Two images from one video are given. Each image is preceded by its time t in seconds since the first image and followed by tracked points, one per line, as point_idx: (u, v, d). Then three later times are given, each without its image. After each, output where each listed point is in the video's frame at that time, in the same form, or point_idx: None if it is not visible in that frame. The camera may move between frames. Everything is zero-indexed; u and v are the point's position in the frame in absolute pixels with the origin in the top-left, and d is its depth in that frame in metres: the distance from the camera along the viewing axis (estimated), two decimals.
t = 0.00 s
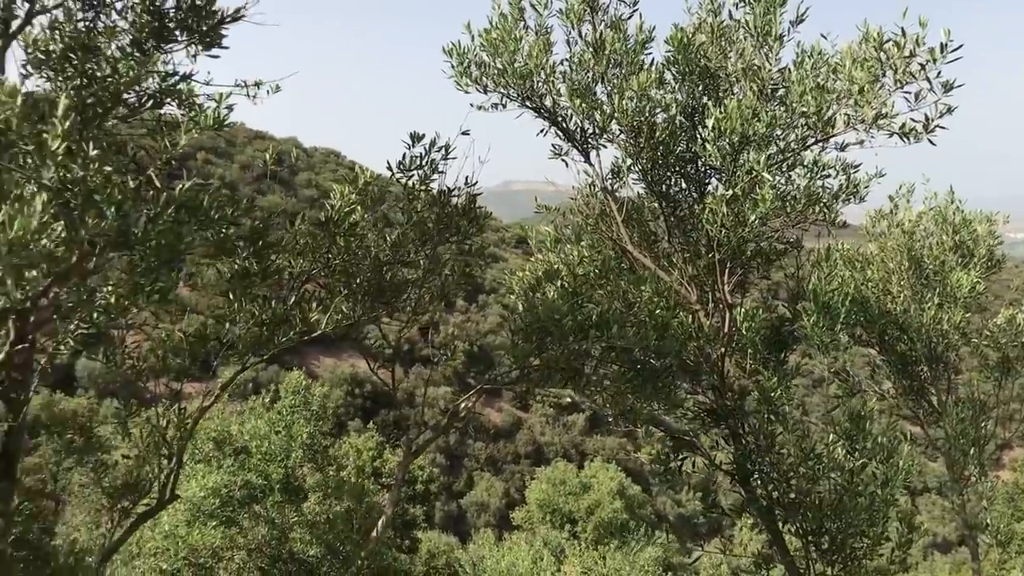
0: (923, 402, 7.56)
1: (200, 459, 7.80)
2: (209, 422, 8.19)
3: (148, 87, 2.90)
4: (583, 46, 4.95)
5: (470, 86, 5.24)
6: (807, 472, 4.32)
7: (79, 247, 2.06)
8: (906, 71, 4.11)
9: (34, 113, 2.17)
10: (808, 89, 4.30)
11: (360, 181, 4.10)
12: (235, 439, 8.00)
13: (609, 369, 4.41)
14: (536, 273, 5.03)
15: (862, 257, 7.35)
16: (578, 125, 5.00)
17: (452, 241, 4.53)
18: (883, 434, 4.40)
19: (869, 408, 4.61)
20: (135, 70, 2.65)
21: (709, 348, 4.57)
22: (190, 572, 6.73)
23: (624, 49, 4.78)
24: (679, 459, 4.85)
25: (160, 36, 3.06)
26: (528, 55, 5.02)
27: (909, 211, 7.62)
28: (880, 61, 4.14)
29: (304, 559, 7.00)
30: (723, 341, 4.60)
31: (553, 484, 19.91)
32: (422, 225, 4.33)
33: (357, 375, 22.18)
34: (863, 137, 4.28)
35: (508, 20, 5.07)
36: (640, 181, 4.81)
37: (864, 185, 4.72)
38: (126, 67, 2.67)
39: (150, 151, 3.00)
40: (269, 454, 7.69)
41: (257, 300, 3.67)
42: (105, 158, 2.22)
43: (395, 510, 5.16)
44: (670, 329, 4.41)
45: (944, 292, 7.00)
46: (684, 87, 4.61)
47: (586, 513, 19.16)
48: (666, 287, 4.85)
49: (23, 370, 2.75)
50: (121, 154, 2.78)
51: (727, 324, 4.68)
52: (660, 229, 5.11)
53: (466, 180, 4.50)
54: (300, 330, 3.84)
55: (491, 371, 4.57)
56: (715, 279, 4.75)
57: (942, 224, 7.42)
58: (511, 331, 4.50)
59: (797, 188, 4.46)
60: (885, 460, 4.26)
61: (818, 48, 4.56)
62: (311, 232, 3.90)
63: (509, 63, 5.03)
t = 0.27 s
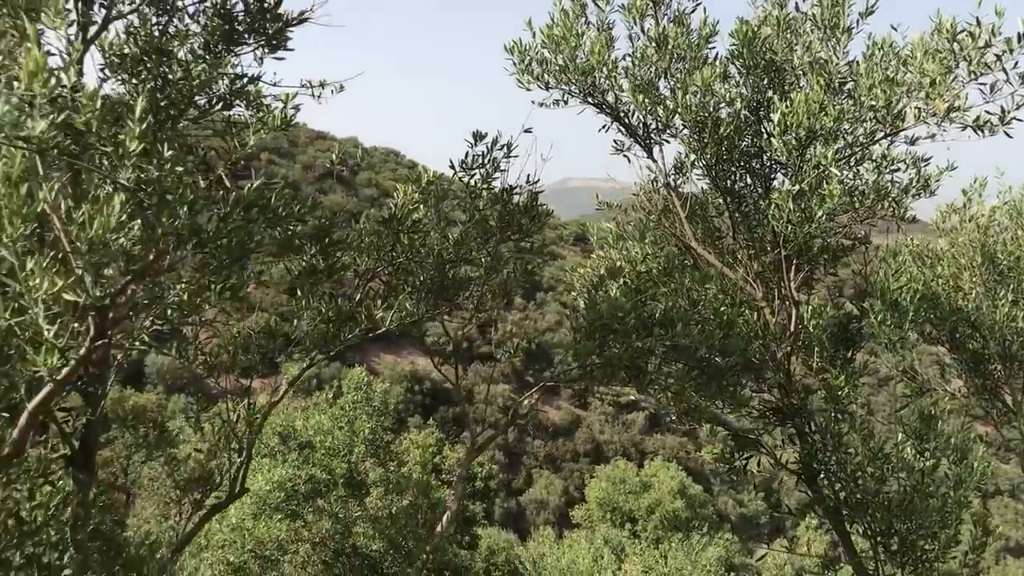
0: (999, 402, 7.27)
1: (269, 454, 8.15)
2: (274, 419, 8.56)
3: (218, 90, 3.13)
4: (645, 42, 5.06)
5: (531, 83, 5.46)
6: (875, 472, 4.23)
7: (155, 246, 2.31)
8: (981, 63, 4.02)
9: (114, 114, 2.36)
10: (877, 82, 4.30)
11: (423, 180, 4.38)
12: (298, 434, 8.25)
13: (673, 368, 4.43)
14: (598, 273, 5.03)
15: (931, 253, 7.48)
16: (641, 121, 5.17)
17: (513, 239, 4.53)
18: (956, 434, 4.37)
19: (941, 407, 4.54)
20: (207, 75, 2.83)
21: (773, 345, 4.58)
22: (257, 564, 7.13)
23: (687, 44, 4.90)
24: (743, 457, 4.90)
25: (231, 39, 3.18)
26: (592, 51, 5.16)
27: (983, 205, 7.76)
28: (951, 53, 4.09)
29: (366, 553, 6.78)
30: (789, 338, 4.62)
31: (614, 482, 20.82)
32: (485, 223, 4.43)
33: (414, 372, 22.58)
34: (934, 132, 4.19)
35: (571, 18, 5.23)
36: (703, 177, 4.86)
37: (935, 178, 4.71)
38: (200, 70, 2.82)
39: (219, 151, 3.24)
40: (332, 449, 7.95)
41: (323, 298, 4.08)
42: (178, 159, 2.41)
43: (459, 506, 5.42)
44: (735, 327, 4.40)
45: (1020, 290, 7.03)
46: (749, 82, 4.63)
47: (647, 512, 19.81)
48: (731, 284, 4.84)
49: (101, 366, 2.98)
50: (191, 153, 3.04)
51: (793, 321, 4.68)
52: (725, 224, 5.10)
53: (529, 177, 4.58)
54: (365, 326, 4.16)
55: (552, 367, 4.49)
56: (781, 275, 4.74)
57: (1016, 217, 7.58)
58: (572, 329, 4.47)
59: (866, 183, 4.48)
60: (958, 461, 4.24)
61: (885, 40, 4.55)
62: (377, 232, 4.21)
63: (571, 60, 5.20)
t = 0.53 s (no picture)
0: None
1: (324, 448, 8.56)
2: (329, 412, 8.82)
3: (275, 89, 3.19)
4: (701, 36, 5.16)
5: (585, 78, 5.52)
6: (937, 473, 4.20)
7: (218, 242, 2.42)
8: None
9: (176, 112, 2.50)
10: (940, 75, 4.29)
11: (476, 177, 4.55)
12: (352, 429, 8.52)
13: (728, 365, 4.50)
14: (653, 269, 5.01)
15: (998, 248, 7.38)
16: (697, 115, 5.22)
17: (568, 234, 4.69)
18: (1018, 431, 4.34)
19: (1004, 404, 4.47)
20: (266, 74, 2.93)
21: (830, 343, 4.44)
22: (311, 556, 7.49)
23: (744, 37, 4.94)
24: (799, 456, 4.83)
25: (290, 38, 3.27)
26: (646, 45, 5.21)
27: None
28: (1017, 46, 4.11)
29: (419, 548, 7.34)
30: (847, 336, 4.47)
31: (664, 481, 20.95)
32: (537, 218, 4.57)
33: (465, 368, 23.06)
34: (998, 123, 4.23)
35: (624, 11, 5.28)
36: (761, 171, 4.82)
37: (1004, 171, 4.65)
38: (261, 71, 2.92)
39: (276, 148, 3.38)
40: (386, 444, 8.15)
41: (376, 293, 4.18)
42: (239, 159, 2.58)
43: (514, 502, 5.41)
44: (792, 325, 4.36)
45: None
46: (807, 75, 4.63)
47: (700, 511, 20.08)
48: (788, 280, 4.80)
49: (164, 360, 3.32)
50: (248, 152, 3.15)
51: (852, 319, 4.52)
52: (783, 220, 5.03)
53: (581, 173, 4.67)
54: (418, 322, 4.26)
55: (606, 365, 4.74)
56: (840, 272, 4.62)
57: None
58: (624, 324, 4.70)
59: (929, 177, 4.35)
60: None
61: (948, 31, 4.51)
62: (430, 229, 4.39)
63: (626, 53, 5.24)
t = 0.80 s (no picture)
0: None
1: (364, 442, 8.75)
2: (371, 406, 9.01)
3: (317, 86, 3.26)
4: (743, 31, 5.07)
5: (626, 73, 5.48)
6: (983, 474, 4.03)
7: (261, 237, 2.52)
8: None
9: (221, 108, 2.60)
10: (988, 69, 4.15)
11: (515, 173, 4.58)
12: (391, 425, 8.70)
13: (768, 363, 4.47)
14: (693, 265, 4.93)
15: None
16: (739, 112, 5.14)
17: (607, 230, 4.70)
18: None
19: None
20: (307, 70, 2.98)
21: (874, 341, 4.33)
22: (350, 549, 7.61)
23: (787, 32, 4.91)
24: (841, 455, 4.77)
25: (333, 34, 3.39)
26: (688, 41, 5.19)
27: None
28: None
29: (457, 543, 7.39)
30: (890, 334, 4.37)
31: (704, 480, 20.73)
32: (577, 213, 4.64)
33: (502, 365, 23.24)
34: None
35: (666, 7, 5.25)
36: (803, 166, 4.76)
37: None
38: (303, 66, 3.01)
39: (319, 145, 3.49)
40: (424, 440, 8.31)
41: (416, 288, 4.27)
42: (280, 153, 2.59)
43: (551, 499, 5.43)
44: (834, 321, 4.34)
45: None
46: (851, 70, 4.47)
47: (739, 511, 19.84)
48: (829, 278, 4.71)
49: (207, 354, 3.49)
50: (290, 148, 3.19)
51: (895, 317, 4.42)
52: (824, 216, 5.03)
53: (621, 169, 4.68)
54: (456, 317, 4.38)
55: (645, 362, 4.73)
56: (883, 270, 4.54)
57: None
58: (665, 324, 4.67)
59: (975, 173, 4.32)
60: None
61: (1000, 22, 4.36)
62: (469, 224, 4.45)
63: (667, 50, 5.21)
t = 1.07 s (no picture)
0: None
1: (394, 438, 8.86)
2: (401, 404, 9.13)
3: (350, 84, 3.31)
4: (778, 27, 5.00)
5: (659, 71, 5.43)
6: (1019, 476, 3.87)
7: (294, 234, 2.55)
8: None
9: (259, 105, 2.65)
10: None
11: (546, 170, 4.60)
12: (420, 421, 8.80)
13: (801, 361, 4.39)
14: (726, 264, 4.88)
15: None
16: (774, 109, 5.07)
17: (638, 227, 4.68)
18: None
19: None
20: (341, 68, 3.06)
21: (907, 341, 4.23)
22: (380, 544, 7.90)
23: (822, 30, 4.84)
24: (875, 455, 4.63)
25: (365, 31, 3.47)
26: (722, 38, 5.14)
27: None
28: None
29: (485, 540, 7.39)
30: (925, 334, 4.27)
31: (733, 480, 20.44)
32: (609, 210, 4.65)
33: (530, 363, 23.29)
34: None
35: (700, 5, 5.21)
36: (838, 166, 4.67)
37: None
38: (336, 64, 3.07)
39: (351, 142, 3.54)
40: (453, 436, 8.47)
41: (447, 285, 4.36)
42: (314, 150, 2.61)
43: (580, 497, 5.44)
44: (869, 321, 4.20)
45: None
46: (886, 67, 4.39)
47: (769, 512, 19.62)
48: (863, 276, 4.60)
49: (243, 348, 3.59)
50: (323, 146, 3.27)
51: (930, 316, 4.31)
52: (858, 215, 4.97)
53: (653, 166, 4.66)
54: (486, 314, 4.42)
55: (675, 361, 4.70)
56: (918, 269, 4.45)
57: None
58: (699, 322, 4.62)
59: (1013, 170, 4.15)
60: None
61: None
62: (499, 222, 4.48)
63: (700, 47, 5.17)
